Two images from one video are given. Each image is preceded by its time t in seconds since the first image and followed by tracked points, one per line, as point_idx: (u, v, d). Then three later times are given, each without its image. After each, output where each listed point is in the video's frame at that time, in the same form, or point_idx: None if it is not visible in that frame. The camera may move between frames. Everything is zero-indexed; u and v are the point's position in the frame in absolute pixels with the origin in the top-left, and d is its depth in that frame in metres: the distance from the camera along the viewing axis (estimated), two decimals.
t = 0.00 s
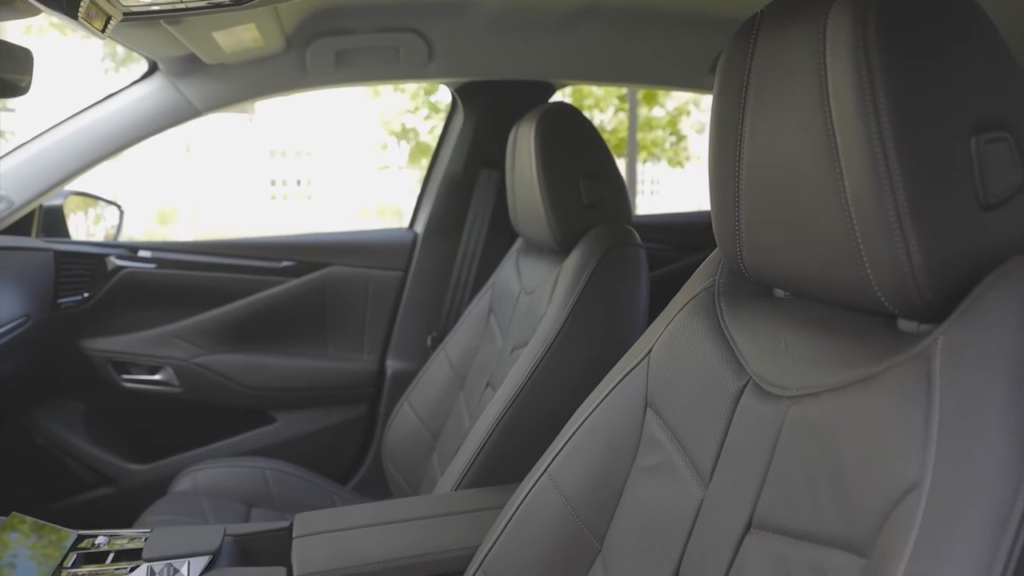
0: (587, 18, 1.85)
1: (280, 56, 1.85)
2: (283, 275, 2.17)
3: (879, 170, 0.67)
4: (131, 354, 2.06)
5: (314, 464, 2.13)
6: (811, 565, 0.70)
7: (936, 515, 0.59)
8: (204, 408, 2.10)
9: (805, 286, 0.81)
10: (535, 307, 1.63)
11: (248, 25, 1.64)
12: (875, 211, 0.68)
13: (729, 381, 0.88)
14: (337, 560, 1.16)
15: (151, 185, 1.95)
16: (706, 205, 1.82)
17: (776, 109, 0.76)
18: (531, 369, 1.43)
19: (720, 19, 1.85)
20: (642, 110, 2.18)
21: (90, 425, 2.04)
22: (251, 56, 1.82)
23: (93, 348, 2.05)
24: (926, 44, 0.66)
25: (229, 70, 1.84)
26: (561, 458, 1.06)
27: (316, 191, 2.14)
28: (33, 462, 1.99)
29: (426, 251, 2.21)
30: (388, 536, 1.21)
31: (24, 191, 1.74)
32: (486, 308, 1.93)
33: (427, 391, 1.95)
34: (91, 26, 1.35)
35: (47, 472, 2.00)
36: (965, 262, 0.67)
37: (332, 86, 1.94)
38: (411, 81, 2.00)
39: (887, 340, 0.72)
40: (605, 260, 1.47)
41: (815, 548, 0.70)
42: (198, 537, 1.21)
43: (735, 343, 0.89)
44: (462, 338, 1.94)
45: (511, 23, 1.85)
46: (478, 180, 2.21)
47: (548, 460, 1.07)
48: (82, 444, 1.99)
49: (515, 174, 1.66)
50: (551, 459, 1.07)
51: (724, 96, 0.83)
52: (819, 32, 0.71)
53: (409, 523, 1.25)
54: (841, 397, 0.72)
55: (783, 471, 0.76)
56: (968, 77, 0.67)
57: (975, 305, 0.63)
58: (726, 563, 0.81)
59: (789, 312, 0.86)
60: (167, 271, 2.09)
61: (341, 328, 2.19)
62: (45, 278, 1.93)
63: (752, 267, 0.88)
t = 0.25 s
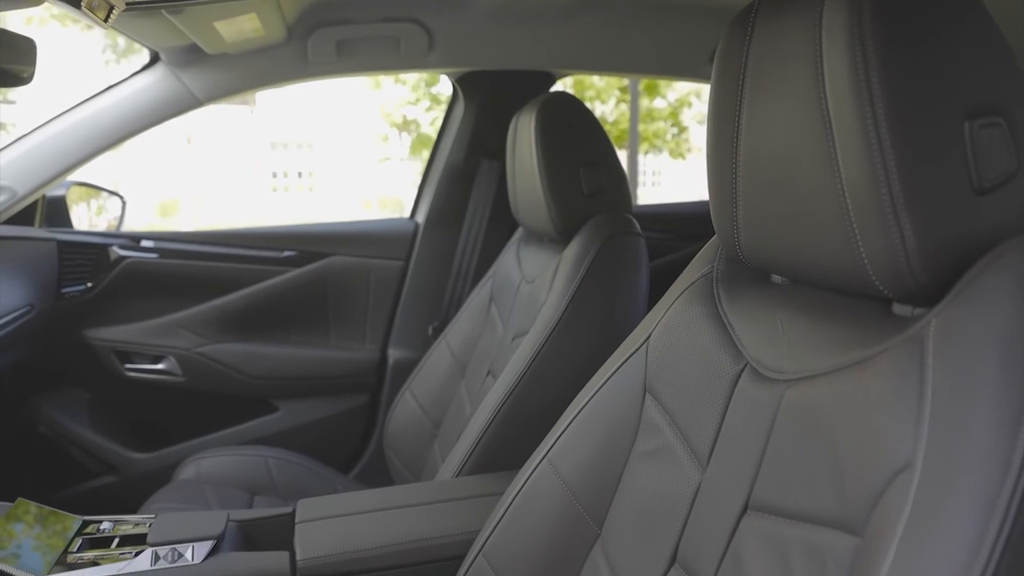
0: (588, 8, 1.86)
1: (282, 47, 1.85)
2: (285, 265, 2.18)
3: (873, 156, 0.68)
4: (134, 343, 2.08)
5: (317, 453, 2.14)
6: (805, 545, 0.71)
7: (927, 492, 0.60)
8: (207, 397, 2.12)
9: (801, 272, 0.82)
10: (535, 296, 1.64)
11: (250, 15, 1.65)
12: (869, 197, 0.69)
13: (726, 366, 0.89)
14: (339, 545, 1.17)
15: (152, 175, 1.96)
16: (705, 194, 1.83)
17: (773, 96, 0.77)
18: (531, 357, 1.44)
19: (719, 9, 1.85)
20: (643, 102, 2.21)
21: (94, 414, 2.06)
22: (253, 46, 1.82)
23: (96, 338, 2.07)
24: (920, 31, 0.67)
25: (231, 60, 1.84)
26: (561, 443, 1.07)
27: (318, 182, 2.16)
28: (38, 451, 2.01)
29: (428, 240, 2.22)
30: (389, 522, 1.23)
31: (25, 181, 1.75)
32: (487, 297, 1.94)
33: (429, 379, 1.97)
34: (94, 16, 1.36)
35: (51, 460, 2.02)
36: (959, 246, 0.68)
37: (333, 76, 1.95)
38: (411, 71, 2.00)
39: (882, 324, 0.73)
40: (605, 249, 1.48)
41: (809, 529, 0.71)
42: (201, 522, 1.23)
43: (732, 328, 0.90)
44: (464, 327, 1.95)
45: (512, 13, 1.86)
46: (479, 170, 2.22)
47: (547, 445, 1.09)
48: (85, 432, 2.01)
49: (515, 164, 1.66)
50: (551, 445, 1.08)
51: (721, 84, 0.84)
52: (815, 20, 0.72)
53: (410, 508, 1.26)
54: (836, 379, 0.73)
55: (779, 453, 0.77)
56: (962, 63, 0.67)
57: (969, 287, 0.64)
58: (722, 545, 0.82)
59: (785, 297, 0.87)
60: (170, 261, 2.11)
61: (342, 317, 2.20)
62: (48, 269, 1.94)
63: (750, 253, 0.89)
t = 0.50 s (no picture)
0: None
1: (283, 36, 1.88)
2: (287, 255, 2.20)
3: (867, 142, 0.68)
4: (138, 332, 2.10)
5: (319, 441, 2.16)
6: (799, 525, 0.72)
7: (917, 471, 0.61)
8: (210, 386, 2.13)
9: (797, 257, 0.83)
10: (536, 285, 1.65)
11: (252, 5, 1.66)
12: (863, 182, 0.70)
13: (724, 351, 0.90)
14: (342, 530, 1.19)
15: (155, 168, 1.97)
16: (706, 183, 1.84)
17: (769, 83, 0.77)
18: (532, 345, 1.45)
19: None
20: (644, 94, 2.19)
21: (98, 403, 2.07)
22: (254, 36, 1.84)
23: (100, 327, 2.08)
24: (914, 18, 0.68)
25: (232, 49, 1.86)
26: (560, 428, 1.08)
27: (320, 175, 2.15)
28: (42, 439, 2.02)
29: (429, 230, 2.23)
30: (391, 506, 1.24)
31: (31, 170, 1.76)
32: (488, 286, 1.95)
33: (430, 368, 1.98)
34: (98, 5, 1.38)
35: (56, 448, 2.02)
36: (951, 230, 0.69)
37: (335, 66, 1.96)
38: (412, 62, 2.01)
39: (876, 308, 0.74)
40: (605, 237, 1.48)
41: (803, 508, 0.72)
42: (205, 508, 1.24)
43: (729, 314, 0.91)
44: (465, 316, 1.96)
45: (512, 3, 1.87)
46: (480, 160, 2.22)
47: (547, 430, 1.10)
48: (90, 421, 2.02)
49: (516, 152, 1.67)
50: (551, 430, 1.10)
51: (719, 70, 0.85)
52: (810, 7, 0.72)
53: (412, 494, 1.27)
54: (830, 362, 0.74)
55: (775, 435, 0.78)
56: (954, 50, 0.68)
57: (960, 270, 0.65)
58: (719, 526, 0.83)
59: (782, 282, 0.88)
60: (173, 250, 2.12)
61: (344, 307, 2.21)
62: (52, 258, 1.96)
63: (747, 239, 0.90)
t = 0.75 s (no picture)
0: None
1: (285, 26, 1.89)
2: (288, 245, 2.20)
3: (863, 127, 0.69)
4: (141, 322, 2.11)
5: (321, 430, 2.17)
6: (794, 506, 0.73)
7: (910, 450, 0.61)
8: (213, 375, 2.14)
9: (794, 242, 0.84)
10: (537, 274, 1.66)
11: None
12: (859, 167, 0.70)
13: (722, 336, 0.91)
14: (345, 516, 1.20)
15: (157, 157, 1.98)
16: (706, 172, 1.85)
17: (767, 69, 0.78)
18: (532, 333, 1.46)
19: None
20: (647, 86, 2.19)
21: (102, 393, 2.08)
22: (256, 26, 1.85)
23: (105, 317, 2.09)
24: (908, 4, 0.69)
25: (234, 40, 1.87)
26: (561, 413, 1.09)
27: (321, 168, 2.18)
28: (47, 429, 2.04)
29: (430, 220, 2.23)
30: (393, 492, 1.25)
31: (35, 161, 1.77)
32: (489, 276, 1.96)
33: (432, 358, 1.99)
34: None
35: (61, 438, 2.05)
36: (946, 214, 0.69)
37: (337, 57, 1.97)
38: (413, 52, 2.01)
39: (872, 292, 0.75)
40: (606, 226, 1.49)
41: (798, 490, 0.73)
42: (209, 494, 1.25)
43: (727, 299, 0.92)
44: (466, 306, 1.97)
45: None
46: (481, 150, 2.23)
47: (548, 416, 1.11)
48: (96, 411, 2.03)
49: (517, 142, 1.68)
50: (551, 416, 1.11)
51: (717, 58, 0.86)
52: None
53: (414, 480, 1.28)
54: (826, 346, 0.75)
55: (771, 418, 0.79)
56: (949, 36, 0.69)
57: (954, 254, 0.66)
58: (716, 509, 0.84)
59: (780, 268, 0.88)
60: (175, 241, 2.13)
61: (347, 297, 2.22)
62: (56, 248, 1.96)
63: (745, 226, 0.91)
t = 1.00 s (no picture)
0: None
1: (288, 16, 1.89)
2: (291, 234, 2.21)
3: (859, 112, 0.70)
4: (144, 311, 2.12)
5: (324, 419, 2.19)
6: (790, 486, 0.74)
7: (905, 428, 0.62)
8: (216, 364, 2.16)
9: (792, 227, 0.85)
10: (538, 263, 1.67)
11: None
12: (855, 152, 0.71)
13: (720, 320, 0.92)
14: (348, 499, 1.21)
15: (161, 150, 1.99)
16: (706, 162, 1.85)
17: (765, 56, 0.79)
18: (533, 320, 1.47)
19: None
20: (649, 77, 2.20)
21: (106, 382, 2.10)
22: (258, 16, 1.86)
23: (108, 307, 2.10)
24: None
25: (236, 30, 1.88)
26: (560, 398, 1.10)
27: (324, 160, 2.18)
28: (53, 417, 2.05)
29: (432, 209, 2.24)
30: (395, 477, 1.26)
31: (37, 152, 1.80)
32: (490, 265, 1.97)
33: (433, 347, 2.00)
34: None
35: (65, 426, 2.06)
36: (941, 196, 0.70)
37: (339, 48, 1.97)
38: (414, 42, 2.02)
39: (867, 274, 0.76)
40: (606, 214, 1.50)
41: (794, 469, 0.74)
42: (213, 478, 1.27)
43: (726, 284, 0.93)
44: (468, 295, 1.98)
45: None
46: (482, 140, 2.23)
47: (548, 401, 1.12)
48: (99, 399, 2.06)
49: (518, 131, 1.69)
50: (551, 401, 1.12)
51: (716, 45, 0.87)
52: None
53: (416, 465, 1.29)
54: (822, 328, 0.76)
55: (768, 399, 0.80)
56: (943, 21, 0.70)
57: (949, 236, 0.67)
58: (714, 490, 0.85)
59: (778, 252, 0.89)
60: (178, 231, 2.14)
61: (349, 286, 2.24)
62: (60, 238, 1.97)
63: (744, 211, 0.91)
